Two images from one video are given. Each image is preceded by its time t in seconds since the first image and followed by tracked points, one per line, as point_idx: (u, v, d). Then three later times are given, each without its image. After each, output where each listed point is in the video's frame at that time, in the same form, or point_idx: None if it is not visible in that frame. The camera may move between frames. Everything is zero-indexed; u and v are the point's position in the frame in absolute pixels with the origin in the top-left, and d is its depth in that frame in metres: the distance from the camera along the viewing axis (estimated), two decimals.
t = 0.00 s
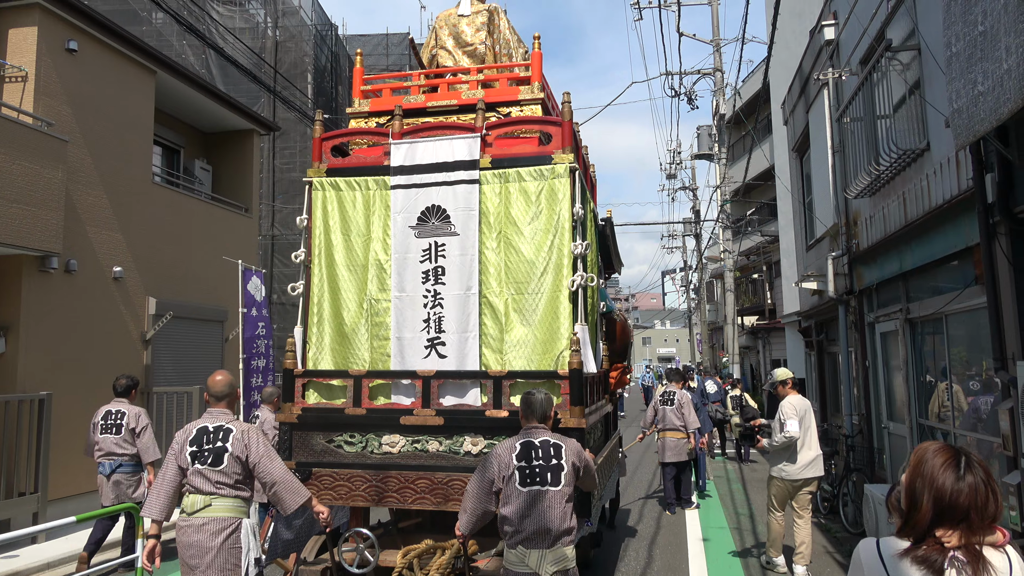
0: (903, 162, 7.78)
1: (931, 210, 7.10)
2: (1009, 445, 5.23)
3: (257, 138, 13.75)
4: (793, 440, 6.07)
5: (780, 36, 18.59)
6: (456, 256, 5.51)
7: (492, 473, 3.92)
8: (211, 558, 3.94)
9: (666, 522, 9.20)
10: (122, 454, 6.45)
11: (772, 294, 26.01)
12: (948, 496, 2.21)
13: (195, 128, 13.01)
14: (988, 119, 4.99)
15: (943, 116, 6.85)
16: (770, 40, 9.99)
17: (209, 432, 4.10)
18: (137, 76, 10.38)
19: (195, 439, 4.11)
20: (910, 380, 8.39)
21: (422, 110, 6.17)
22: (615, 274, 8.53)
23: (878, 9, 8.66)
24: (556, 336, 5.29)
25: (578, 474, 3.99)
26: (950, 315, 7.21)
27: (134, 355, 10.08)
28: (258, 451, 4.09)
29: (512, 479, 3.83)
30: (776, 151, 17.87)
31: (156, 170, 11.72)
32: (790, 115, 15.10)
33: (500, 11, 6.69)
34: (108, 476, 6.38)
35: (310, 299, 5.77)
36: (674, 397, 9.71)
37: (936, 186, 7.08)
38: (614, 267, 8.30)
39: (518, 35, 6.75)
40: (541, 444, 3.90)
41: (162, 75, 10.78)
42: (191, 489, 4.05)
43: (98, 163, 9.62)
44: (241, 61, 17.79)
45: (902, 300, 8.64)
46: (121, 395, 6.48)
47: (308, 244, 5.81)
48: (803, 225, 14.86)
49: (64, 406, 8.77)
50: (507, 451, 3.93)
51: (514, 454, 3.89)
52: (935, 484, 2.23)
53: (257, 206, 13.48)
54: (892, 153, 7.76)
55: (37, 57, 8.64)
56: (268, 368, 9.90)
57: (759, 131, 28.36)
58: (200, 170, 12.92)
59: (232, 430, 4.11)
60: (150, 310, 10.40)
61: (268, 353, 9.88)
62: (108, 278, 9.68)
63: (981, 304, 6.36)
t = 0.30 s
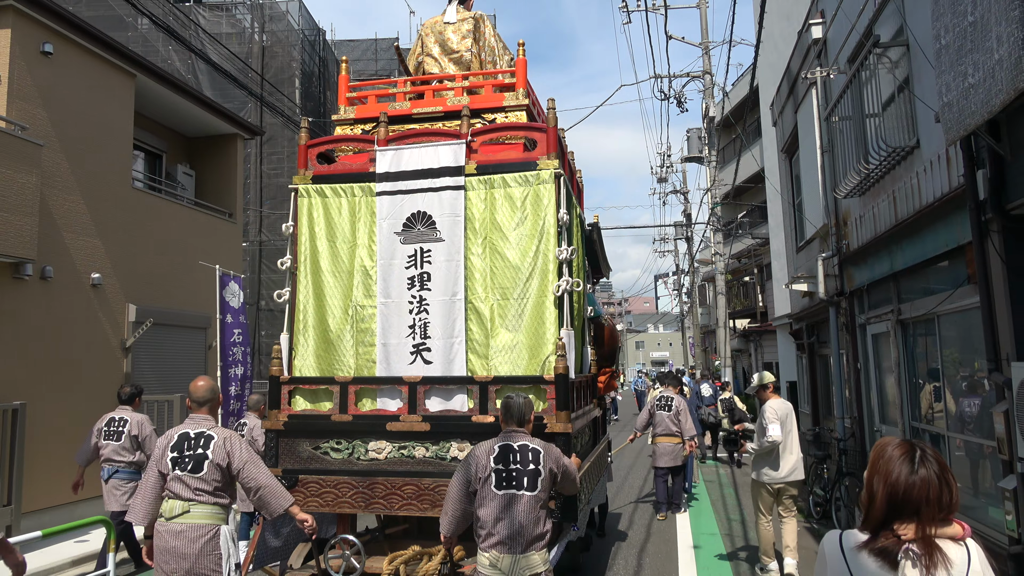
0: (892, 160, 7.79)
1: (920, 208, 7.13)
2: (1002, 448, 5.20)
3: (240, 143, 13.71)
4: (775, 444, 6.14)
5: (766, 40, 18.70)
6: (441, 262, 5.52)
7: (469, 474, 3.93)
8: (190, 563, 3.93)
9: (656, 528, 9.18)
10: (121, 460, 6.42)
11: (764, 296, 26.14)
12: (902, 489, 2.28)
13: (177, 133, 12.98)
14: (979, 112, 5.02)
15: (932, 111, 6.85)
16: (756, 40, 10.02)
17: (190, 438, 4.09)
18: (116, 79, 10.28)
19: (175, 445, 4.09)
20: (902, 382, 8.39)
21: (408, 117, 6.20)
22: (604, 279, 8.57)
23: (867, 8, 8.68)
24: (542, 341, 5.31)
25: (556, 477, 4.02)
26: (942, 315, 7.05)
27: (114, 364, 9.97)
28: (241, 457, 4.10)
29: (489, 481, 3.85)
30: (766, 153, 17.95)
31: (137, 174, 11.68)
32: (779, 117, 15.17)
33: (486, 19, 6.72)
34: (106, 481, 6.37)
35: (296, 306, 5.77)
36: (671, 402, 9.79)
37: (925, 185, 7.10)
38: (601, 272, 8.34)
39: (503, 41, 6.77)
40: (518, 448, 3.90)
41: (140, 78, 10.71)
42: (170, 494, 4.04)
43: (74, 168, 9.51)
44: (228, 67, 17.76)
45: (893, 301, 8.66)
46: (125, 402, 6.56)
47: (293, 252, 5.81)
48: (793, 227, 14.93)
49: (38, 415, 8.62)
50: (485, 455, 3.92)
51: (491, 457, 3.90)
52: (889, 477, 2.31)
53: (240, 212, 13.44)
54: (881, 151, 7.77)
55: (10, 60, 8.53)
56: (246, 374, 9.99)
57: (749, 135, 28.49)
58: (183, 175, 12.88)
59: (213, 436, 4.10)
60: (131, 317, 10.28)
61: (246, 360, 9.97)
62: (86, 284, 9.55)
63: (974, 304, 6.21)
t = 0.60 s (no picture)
0: (891, 160, 7.62)
1: (920, 210, 6.93)
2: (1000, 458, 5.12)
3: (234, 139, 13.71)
4: (758, 446, 6.22)
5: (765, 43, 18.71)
6: (430, 262, 5.56)
7: (468, 474, 3.95)
8: (173, 559, 3.97)
9: (648, 533, 9.15)
10: (129, 452, 6.73)
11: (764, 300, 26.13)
12: (880, 491, 2.30)
13: (169, 127, 12.98)
14: (981, 107, 4.91)
15: (933, 108, 6.68)
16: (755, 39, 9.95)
17: (172, 435, 4.11)
18: (107, 72, 10.25)
19: (158, 440, 4.14)
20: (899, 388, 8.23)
21: (400, 118, 6.23)
22: (597, 282, 8.60)
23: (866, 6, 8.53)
24: (531, 343, 5.33)
25: (551, 483, 4.01)
26: (942, 319, 6.85)
27: (100, 362, 9.88)
28: (223, 459, 4.10)
29: (483, 484, 3.87)
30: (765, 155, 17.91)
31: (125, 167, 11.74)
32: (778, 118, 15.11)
33: (479, 21, 6.77)
34: (115, 471, 6.68)
35: (286, 305, 5.79)
36: (670, 404, 9.82)
37: (925, 186, 6.93)
38: (594, 275, 8.37)
39: (496, 44, 6.83)
40: (516, 452, 3.91)
41: (130, 71, 10.65)
42: (150, 491, 4.07)
43: (60, 164, 9.44)
44: (229, 65, 17.79)
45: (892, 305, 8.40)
46: (132, 395, 6.81)
47: (285, 251, 5.84)
48: (791, 229, 14.90)
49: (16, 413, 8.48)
50: (482, 456, 3.95)
51: (488, 459, 3.91)
52: (869, 480, 2.33)
53: (233, 208, 13.42)
54: (881, 151, 7.59)
55: None
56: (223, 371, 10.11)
57: (749, 138, 28.55)
58: (174, 171, 12.92)
59: (195, 436, 4.11)
60: (117, 313, 10.19)
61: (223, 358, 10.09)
62: (71, 279, 9.49)
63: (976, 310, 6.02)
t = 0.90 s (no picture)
0: (915, 161, 7.19)
1: (944, 213, 6.51)
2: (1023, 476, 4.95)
3: (250, 138, 13.78)
4: (759, 454, 6.31)
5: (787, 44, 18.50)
6: (442, 267, 5.61)
7: (484, 477, 3.91)
8: (192, 560, 4.05)
9: (662, 540, 9.09)
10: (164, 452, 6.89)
11: (785, 305, 25.85)
12: (910, 507, 2.33)
13: (187, 126, 13.08)
14: (1008, 103, 4.53)
15: (958, 106, 6.26)
16: (777, 36, 9.71)
17: (192, 437, 4.19)
18: (123, 71, 10.28)
19: (178, 443, 4.20)
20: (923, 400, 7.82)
21: (415, 124, 6.29)
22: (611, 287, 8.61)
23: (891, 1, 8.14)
24: (541, 349, 5.36)
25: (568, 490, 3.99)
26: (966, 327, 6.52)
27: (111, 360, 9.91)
28: (240, 460, 4.20)
29: (501, 487, 3.85)
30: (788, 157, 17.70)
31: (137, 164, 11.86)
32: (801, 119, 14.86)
33: (494, 28, 6.81)
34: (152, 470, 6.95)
35: (300, 308, 5.87)
36: (683, 410, 9.74)
37: (949, 187, 6.51)
38: (607, 281, 8.39)
39: (511, 50, 6.84)
40: (533, 456, 3.92)
41: (145, 70, 10.64)
42: (171, 493, 4.14)
43: (74, 160, 9.43)
44: (249, 65, 17.96)
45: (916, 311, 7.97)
46: (168, 397, 6.86)
47: (299, 255, 5.92)
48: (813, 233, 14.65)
49: (24, 412, 8.46)
50: (499, 458, 3.93)
51: (507, 462, 3.90)
52: (898, 495, 2.36)
53: (248, 207, 13.49)
54: (903, 151, 7.17)
55: (11, 47, 8.46)
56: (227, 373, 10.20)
57: (771, 141, 28.31)
58: (190, 170, 13.02)
59: (215, 437, 4.19)
60: (129, 312, 10.23)
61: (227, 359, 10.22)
62: (84, 278, 9.51)
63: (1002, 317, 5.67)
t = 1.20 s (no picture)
0: (924, 160, 7.00)
1: (953, 214, 6.35)
2: None
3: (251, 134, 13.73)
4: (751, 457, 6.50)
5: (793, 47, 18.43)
6: (443, 268, 5.62)
7: (478, 477, 3.93)
8: (207, 551, 4.04)
9: (662, 544, 9.04)
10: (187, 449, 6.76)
11: (790, 310, 25.75)
12: (926, 506, 2.28)
13: (186, 122, 12.99)
14: None
15: (970, 105, 6.10)
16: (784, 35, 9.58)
17: (198, 430, 4.21)
18: (121, 66, 10.24)
19: (184, 437, 4.21)
20: (930, 409, 7.56)
21: (417, 124, 6.30)
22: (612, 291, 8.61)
23: None
24: (540, 350, 5.36)
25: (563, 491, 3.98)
26: (976, 332, 6.31)
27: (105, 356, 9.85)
28: (247, 448, 4.20)
29: (494, 486, 3.85)
30: (794, 161, 17.63)
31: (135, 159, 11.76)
32: (809, 120, 14.75)
33: (496, 30, 6.83)
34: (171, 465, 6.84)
35: (300, 307, 5.89)
36: (680, 412, 9.75)
37: (959, 188, 6.35)
38: (608, 284, 8.38)
39: (514, 53, 6.89)
40: (528, 456, 3.92)
41: (145, 64, 10.60)
42: (180, 486, 4.13)
43: (69, 153, 9.37)
44: (254, 63, 18.02)
45: (924, 315, 7.73)
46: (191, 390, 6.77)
47: (300, 254, 5.94)
48: (820, 236, 14.55)
49: (19, 408, 8.35)
50: (494, 459, 3.95)
51: (501, 462, 3.91)
52: (914, 493, 2.31)
53: (247, 204, 13.43)
54: (913, 150, 6.98)
55: (7, 38, 8.40)
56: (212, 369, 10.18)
57: (777, 144, 28.29)
58: (190, 165, 12.91)
59: (222, 427, 4.23)
60: (124, 308, 10.15)
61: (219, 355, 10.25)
62: (78, 273, 9.43)
63: (1016, 321, 5.46)
